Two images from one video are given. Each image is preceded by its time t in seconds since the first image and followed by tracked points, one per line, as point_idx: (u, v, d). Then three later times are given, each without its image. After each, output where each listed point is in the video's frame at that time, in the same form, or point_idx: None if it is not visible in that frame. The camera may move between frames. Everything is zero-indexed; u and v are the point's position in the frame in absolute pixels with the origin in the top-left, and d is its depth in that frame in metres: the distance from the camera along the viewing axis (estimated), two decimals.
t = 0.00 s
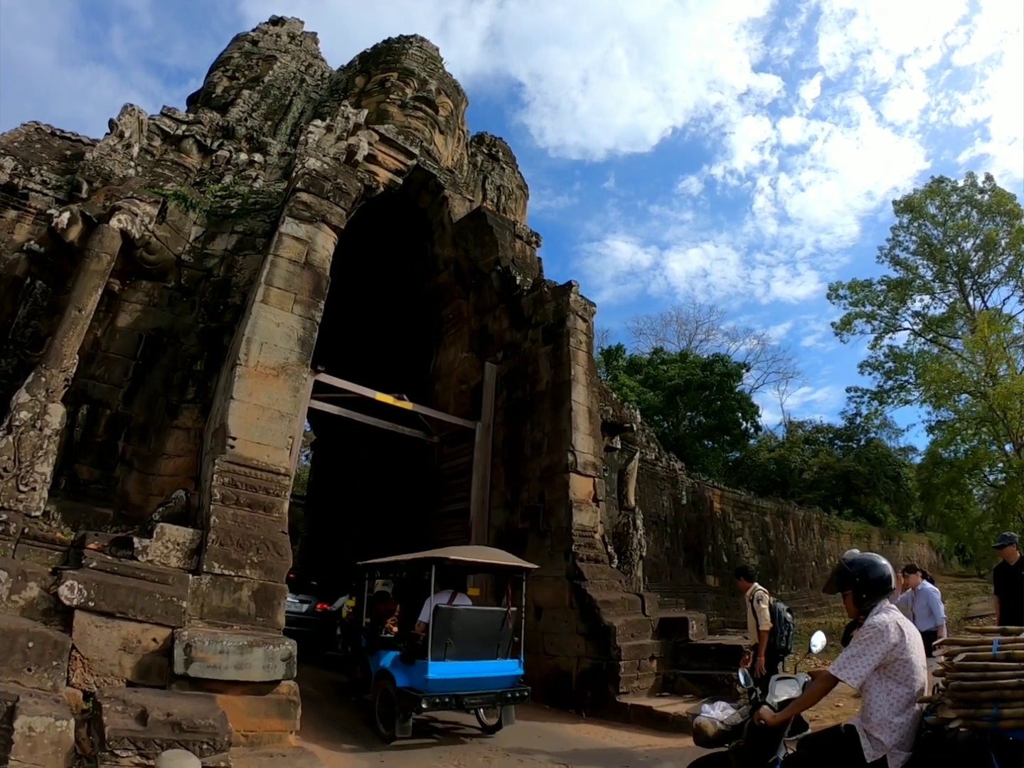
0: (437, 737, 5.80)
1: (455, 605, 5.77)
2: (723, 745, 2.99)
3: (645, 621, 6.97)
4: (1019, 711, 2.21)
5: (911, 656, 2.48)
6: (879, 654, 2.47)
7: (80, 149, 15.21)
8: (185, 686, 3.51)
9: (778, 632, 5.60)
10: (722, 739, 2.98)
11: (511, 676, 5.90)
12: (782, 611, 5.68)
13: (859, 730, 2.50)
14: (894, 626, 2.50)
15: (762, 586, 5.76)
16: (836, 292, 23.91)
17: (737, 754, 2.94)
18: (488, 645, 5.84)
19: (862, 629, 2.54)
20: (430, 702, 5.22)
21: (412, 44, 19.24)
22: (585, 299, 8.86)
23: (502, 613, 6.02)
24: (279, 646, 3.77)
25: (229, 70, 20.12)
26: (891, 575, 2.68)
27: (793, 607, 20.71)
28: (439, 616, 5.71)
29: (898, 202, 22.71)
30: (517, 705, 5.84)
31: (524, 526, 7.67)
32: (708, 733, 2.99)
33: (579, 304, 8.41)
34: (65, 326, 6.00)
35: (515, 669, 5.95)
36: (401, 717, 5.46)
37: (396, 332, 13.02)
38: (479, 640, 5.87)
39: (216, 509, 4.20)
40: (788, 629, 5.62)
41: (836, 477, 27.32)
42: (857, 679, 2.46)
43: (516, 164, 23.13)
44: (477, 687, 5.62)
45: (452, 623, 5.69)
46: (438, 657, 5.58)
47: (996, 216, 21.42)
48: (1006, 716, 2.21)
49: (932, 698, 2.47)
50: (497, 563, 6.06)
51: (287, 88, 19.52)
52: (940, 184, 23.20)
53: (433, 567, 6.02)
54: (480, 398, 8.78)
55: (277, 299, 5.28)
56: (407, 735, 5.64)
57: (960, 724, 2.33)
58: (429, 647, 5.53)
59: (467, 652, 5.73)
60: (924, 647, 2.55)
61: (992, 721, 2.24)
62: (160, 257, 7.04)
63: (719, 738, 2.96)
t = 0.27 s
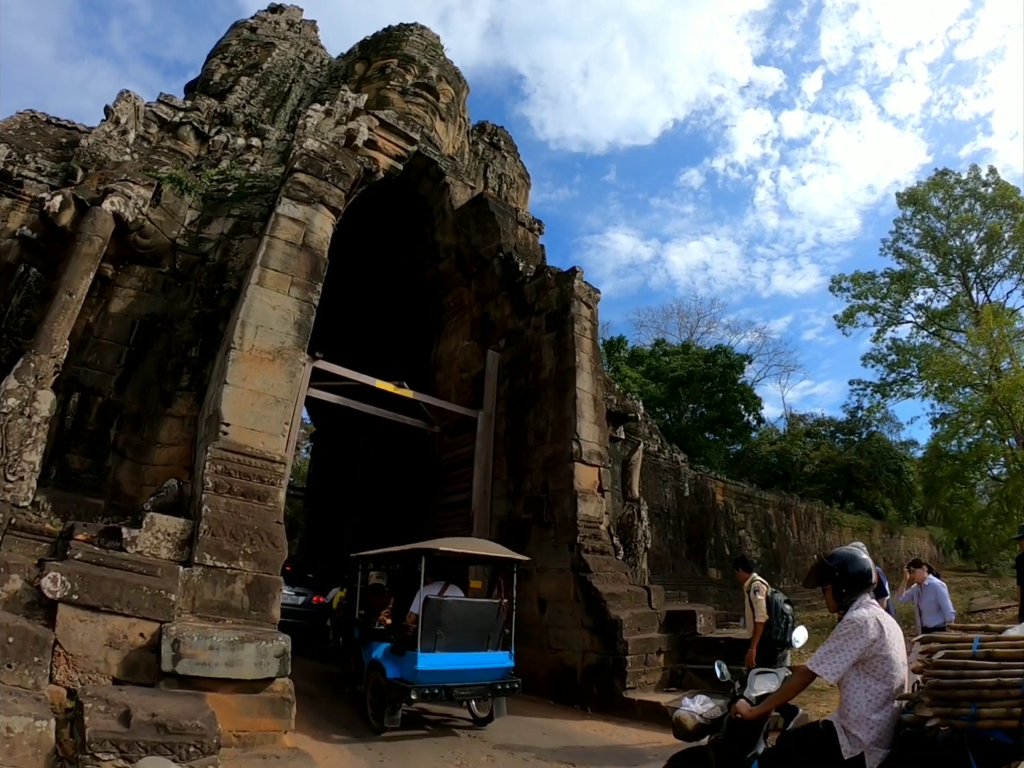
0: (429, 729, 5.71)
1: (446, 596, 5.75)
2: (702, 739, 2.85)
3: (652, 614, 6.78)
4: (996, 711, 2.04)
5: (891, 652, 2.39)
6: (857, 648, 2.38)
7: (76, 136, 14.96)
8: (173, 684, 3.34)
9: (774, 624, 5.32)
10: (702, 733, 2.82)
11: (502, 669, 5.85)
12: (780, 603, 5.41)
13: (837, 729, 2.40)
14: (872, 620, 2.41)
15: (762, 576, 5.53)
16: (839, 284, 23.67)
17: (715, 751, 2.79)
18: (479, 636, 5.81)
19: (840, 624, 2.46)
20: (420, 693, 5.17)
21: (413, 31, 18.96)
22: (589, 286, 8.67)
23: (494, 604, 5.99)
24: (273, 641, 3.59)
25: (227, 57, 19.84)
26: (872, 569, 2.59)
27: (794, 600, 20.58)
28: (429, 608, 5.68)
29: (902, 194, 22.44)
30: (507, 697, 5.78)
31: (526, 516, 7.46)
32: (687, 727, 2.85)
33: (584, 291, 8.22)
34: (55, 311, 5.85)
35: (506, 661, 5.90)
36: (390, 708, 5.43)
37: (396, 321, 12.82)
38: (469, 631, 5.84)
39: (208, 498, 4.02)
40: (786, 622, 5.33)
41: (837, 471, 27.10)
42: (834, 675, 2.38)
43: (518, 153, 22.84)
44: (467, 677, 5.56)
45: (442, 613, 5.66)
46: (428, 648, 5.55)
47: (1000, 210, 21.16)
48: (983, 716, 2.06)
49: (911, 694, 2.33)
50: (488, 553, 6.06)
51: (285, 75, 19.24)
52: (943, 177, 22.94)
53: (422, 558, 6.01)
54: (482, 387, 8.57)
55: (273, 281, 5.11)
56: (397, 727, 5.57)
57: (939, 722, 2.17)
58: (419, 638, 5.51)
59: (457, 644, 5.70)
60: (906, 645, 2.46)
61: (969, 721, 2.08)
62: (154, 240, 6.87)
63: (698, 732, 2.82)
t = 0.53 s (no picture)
0: (426, 720, 5.65)
1: (443, 588, 5.71)
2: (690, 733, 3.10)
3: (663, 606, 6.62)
4: (980, 711, 2.10)
5: (877, 650, 2.42)
6: (843, 647, 2.41)
7: (76, 126, 14.77)
8: (169, 682, 3.20)
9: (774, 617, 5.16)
10: (687, 726, 3.08)
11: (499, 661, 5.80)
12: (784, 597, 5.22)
13: (822, 725, 2.45)
14: (859, 618, 2.43)
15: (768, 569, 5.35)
16: (845, 275, 23.37)
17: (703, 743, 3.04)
18: (476, 628, 5.75)
19: (827, 622, 2.47)
20: (416, 685, 5.13)
21: (416, 19, 18.71)
22: (597, 273, 8.48)
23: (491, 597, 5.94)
24: (273, 638, 3.44)
25: (229, 46, 19.62)
26: (859, 565, 2.59)
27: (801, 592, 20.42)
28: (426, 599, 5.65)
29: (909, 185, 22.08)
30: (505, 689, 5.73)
31: (535, 507, 7.28)
32: (675, 720, 3.08)
33: (592, 277, 8.04)
34: (51, 297, 5.72)
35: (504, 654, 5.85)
36: (387, 699, 5.40)
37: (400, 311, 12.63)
38: (466, 624, 5.79)
39: (207, 488, 3.87)
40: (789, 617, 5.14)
41: (843, 463, 26.81)
42: (820, 673, 2.41)
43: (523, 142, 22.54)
44: (464, 670, 5.50)
45: (438, 605, 5.61)
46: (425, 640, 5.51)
47: (1009, 201, 20.79)
48: (967, 716, 2.11)
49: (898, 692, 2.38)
50: (486, 545, 6.00)
51: (288, 63, 19.01)
52: (951, 168, 22.56)
53: (420, 551, 5.97)
54: (489, 375, 8.39)
55: (274, 265, 4.96)
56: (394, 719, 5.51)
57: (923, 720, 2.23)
58: (416, 630, 5.48)
59: (455, 636, 5.66)
60: (891, 642, 2.49)
61: (953, 721, 2.14)
62: (154, 227, 6.69)
63: (685, 725, 3.06)
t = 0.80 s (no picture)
0: (425, 708, 5.60)
1: (439, 577, 5.68)
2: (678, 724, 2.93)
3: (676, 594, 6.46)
4: (963, 705, 2.06)
5: (861, 640, 2.42)
6: (827, 637, 2.40)
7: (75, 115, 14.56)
8: (165, 679, 3.03)
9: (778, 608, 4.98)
10: (675, 717, 2.91)
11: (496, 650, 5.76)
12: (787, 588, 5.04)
13: (806, 717, 2.43)
14: (843, 608, 2.43)
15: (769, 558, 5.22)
16: (852, 265, 23.06)
17: (688, 735, 2.86)
18: (473, 617, 5.70)
19: (812, 611, 2.47)
20: (414, 675, 5.09)
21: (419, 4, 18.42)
22: (606, 257, 8.28)
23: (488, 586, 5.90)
24: (273, 631, 3.24)
25: (229, 34, 19.37)
26: (845, 556, 2.63)
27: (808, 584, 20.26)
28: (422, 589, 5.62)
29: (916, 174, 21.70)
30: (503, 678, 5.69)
31: (544, 496, 7.07)
32: (661, 710, 2.93)
33: (602, 260, 7.83)
34: (46, 281, 5.57)
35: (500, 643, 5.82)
36: (385, 689, 5.36)
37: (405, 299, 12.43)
38: (464, 613, 5.75)
39: (205, 475, 3.70)
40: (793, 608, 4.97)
41: (849, 454, 26.47)
42: (803, 663, 2.40)
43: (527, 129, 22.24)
44: (461, 659, 5.46)
45: (435, 594, 5.58)
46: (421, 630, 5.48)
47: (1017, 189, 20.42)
48: (949, 710, 2.08)
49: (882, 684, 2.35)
50: (484, 535, 5.96)
51: (289, 49, 18.73)
52: (959, 157, 22.17)
53: (416, 541, 5.93)
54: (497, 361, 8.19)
55: (275, 244, 4.85)
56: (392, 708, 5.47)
57: (902, 711, 2.21)
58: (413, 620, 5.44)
59: (452, 625, 5.62)
60: (876, 633, 2.49)
61: (936, 714, 2.11)
62: (153, 210, 6.59)
63: (673, 715, 2.90)
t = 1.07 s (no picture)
0: (424, 698, 5.54)
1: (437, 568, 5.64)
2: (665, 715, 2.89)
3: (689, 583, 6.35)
4: (945, 700, 2.01)
5: (845, 633, 2.34)
6: (809, 628, 2.34)
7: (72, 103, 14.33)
8: (161, 679, 2.87)
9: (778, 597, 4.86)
10: (663, 706, 2.88)
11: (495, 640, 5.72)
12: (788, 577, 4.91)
13: (791, 708, 2.37)
14: (826, 599, 2.36)
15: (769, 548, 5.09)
16: (857, 252, 22.75)
17: (675, 723, 2.85)
18: (471, 608, 5.65)
19: (795, 603, 2.41)
20: (412, 665, 5.06)
21: None
22: (615, 240, 8.08)
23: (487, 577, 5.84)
24: (275, 628, 3.07)
25: (227, 20, 19.08)
26: (830, 547, 2.54)
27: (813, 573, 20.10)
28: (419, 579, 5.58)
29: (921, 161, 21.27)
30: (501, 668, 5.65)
31: (553, 485, 6.88)
32: (649, 700, 2.90)
33: (610, 243, 7.64)
34: (38, 267, 5.39)
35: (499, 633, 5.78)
36: (383, 679, 5.32)
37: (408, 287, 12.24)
38: (462, 604, 5.71)
39: (204, 464, 3.53)
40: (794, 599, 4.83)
41: (854, 444, 26.14)
42: (785, 655, 2.35)
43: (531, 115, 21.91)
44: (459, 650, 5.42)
45: (433, 585, 5.52)
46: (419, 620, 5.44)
47: None
48: (932, 704, 2.03)
49: (866, 676, 2.28)
50: (482, 525, 5.89)
51: (288, 35, 18.43)
52: (964, 144, 21.74)
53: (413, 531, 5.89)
54: (504, 346, 8.01)
55: (275, 223, 4.72)
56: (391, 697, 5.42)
57: (882, 706, 2.17)
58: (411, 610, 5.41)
59: (450, 615, 5.59)
60: (864, 625, 2.40)
61: (918, 708, 2.05)
62: (149, 194, 6.45)
63: (660, 705, 2.87)
